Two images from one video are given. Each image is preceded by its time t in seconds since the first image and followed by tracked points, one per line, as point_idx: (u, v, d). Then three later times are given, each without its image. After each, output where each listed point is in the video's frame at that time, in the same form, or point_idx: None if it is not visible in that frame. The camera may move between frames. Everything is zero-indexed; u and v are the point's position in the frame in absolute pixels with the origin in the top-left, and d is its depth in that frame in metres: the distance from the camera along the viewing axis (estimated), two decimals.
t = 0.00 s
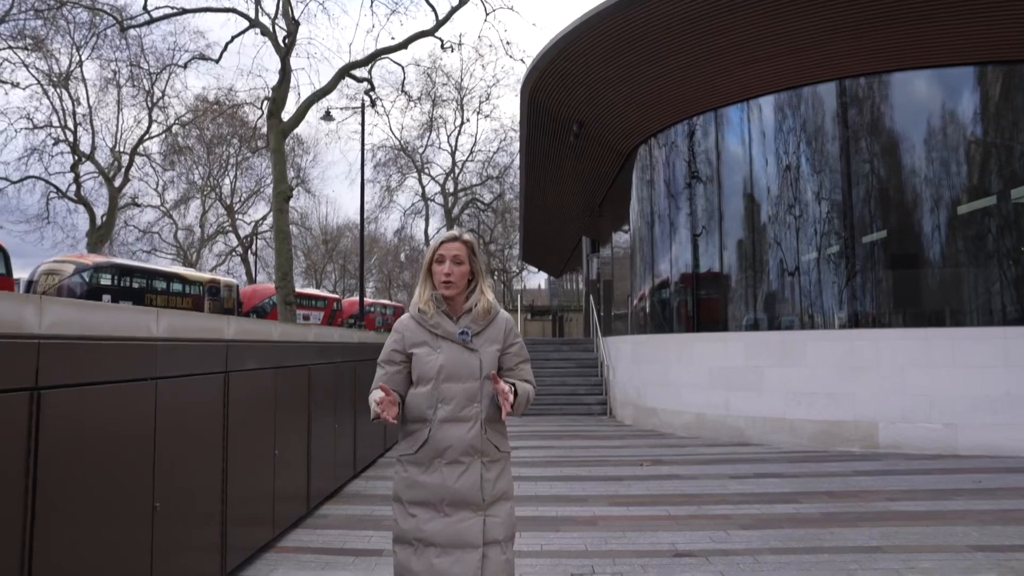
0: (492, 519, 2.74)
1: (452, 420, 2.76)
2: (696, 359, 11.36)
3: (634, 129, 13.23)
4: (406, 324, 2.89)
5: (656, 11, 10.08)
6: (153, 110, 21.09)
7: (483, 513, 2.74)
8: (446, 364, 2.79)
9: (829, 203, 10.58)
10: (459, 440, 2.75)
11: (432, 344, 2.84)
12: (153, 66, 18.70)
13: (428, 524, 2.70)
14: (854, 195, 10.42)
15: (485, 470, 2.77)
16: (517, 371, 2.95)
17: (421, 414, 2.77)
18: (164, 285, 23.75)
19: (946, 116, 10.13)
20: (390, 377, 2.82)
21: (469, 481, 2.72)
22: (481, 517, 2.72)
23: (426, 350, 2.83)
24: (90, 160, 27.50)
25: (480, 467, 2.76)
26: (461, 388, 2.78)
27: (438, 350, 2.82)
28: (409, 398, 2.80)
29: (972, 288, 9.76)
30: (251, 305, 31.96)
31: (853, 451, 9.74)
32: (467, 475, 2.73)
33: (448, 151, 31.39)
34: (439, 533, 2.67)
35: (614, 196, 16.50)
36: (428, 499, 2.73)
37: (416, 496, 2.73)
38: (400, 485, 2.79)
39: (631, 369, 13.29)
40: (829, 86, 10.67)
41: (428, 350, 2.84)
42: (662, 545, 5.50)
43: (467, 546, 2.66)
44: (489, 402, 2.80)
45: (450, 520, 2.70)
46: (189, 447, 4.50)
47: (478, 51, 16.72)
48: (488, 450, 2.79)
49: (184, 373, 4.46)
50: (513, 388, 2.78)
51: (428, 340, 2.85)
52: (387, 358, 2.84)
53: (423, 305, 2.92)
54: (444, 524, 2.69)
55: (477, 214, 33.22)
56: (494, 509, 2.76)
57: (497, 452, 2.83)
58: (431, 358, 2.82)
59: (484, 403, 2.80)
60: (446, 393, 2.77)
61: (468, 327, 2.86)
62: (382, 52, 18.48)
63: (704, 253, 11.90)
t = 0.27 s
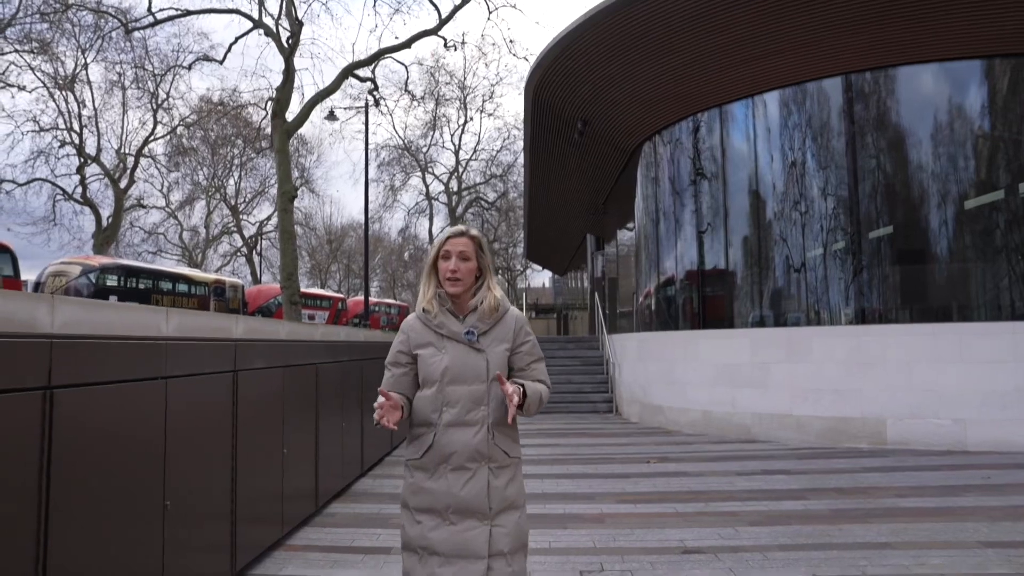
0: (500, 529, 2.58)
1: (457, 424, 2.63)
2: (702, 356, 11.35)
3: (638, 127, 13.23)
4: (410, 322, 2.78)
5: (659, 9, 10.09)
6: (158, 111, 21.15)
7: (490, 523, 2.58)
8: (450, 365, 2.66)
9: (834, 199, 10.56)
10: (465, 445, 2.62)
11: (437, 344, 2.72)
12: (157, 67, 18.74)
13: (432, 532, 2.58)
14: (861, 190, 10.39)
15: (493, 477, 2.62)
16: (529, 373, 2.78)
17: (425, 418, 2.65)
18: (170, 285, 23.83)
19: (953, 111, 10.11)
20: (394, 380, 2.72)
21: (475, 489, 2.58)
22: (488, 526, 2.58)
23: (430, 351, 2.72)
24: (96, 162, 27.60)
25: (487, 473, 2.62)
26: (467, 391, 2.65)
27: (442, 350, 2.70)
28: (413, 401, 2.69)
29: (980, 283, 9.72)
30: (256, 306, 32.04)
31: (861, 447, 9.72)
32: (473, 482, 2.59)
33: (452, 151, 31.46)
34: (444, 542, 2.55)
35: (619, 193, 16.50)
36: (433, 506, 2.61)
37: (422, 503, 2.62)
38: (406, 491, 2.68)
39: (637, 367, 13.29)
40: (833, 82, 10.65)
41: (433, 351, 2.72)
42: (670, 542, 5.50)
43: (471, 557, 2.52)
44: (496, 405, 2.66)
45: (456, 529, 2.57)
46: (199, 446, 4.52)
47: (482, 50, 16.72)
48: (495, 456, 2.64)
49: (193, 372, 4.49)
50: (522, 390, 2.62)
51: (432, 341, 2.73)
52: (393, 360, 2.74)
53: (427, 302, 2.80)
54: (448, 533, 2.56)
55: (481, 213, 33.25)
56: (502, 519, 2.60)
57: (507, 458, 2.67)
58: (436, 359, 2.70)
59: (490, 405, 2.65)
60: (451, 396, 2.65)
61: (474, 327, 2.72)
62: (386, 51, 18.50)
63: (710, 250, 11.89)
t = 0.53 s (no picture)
0: (501, 545, 2.49)
1: (460, 430, 2.55)
2: (704, 356, 11.35)
3: (641, 127, 13.24)
4: (419, 318, 2.72)
5: (662, 10, 10.11)
6: (161, 109, 21.18)
7: (491, 537, 2.49)
8: (455, 367, 2.58)
9: (837, 200, 10.56)
10: (467, 453, 2.53)
11: (442, 345, 2.64)
12: (160, 65, 18.75)
13: (431, 544, 2.51)
14: (864, 192, 10.39)
15: (496, 488, 2.53)
16: (538, 379, 2.69)
17: (427, 422, 2.58)
18: (172, 283, 23.86)
19: (955, 113, 10.10)
20: (399, 380, 2.67)
21: (476, 501, 2.50)
22: (488, 541, 2.48)
23: (437, 350, 2.65)
24: (98, 159, 27.63)
25: (490, 484, 2.53)
26: (471, 396, 2.57)
27: (447, 351, 2.63)
28: (416, 404, 2.62)
29: (983, 285, 9.71)
30: (259, 304, 32.08)
31: (863, 448, 9.72)
32: (474, 493, 2.51)
33: (455, 150, 31.47)
34: (443, 555, 2.47)
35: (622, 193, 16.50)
36: (432, 516, 2.53)
37: (422, 512, 2.55)
38: (407, 498, 2.62)
39: (639, 367, 13.29)
40: (836, 84, 10.65)
41: (438, 351, 2.65)
42: (672, 542, 5.50)
43: (471, 572, 2.44)
44: (502, 413, 2.56)
45: (455, 542, 2.48)
46: (202, 446, 4.51)
47: (485, 50, 16.73)
48: (499, 467, 2.55)
49: (198, 371, 4.51)
50: (529, 398, 2.52)
51: (438, 341, 2.66)
52: (397, 358, 2.70)
53: (437, 298, 2.73)
54: (448, 546, 2.48)
55: (483, 212, 33.25)
56: (504, 533, 2.51)
57: (512, 469, 2.58)
58: (441, 360, 2.62)
59: (495, 412, 2.57)
60: (456, 400, 2.57)
61: (482, 327, 2.63)
62: (389, 50, 18.51)
63: (712, 251, 11.88)
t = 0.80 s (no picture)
0: (506, 555, 2.31)
1: (465, 432, 2.39)
2: (705, 357, 11.35)
3: (643, 128, 13.25)
4: (423, 315, 2.55)
5: (663, 10, 10.14)
6: (162, 110, 21.24)
7: (496, 546, 2.32)
8: (461, 365, 2.42)
9: (838, 201, 10.57)
10: (472, 456, 2.36)
11: (447, 342, 2.48)
12: (161, 65, 18.80)
13: (430, 551, 2.33)
14: (865, 193, 10.40)
15: (502, 494, 2.36)
16: (551, 377, 2.52)
17: (430, 422, 2.42)
18: (173, 283, 23.89)
19: (956, 114, 10.11)
20: (401, 378, 2.50)
21: (480, 507, 2.32)
22: (493, 550, 2.31)
23: (441, 348, 2.48)
24: (100, 160, 27.69)
25: (496, 489, 2.36)
26: (477, 395, 2.40)
27: (452, 348, 2.46)
28: (419, 403, 2.46)
29: (983, 286, 9.73)
30: (260, 304, 32.13)
31: (864, 449, 9.73)
32: (479, 499, 2.34)
33: (456, 151, 31.54)
34: (443, 564, 2.30)
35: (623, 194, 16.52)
36: (433, 523, 2.36)
37: (422, 519, 2.38)
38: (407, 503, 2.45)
39: (640, 367, 13.32)
40: (837, 85, 10.67)
41: (443, 347, 2.48)
42: (674, 542, 5.51)
43: None
44: (511, 413, 2.39)
45: (457, 551, 2.31)
46: (203, 446, 4.50)
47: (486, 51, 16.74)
48: (507, 471, 2.37)
49: (201, 371, 4.52)
50: (541, 397, 2.34)
51: (443, 337, 2.50)
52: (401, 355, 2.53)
53: (443, 295, 2.56)
54: (449, 555, 2.31)
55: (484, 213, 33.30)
56: (510, 542, 2.33)
57: (521, 474, 2.40)
58: (446, 358, 2.45)
59: (503, 414, 2.39)
60: (461, 400, 2.40)
61: (490, 324, 2.46)
62: (390, 51, 18.56)
63: (713, 252, 11.89)
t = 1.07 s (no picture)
0: (513, 563, 2.30)
1: (471, 437, 2.37)
2: (708, 356, 11.35)
3: (644, 129, 13.26)
4: (427, 317, 2.53)
5: (664, 11, 10.15)
6: (164, 113, 21.24)
7: (502, 555, 2.31)
8: (467, 368, 2.41)
9: (840, 200, 10.57)
10: (478, 462, 2.35)
11: (453, 343, 2.47)
12: (162, 69, 18.78)
13: (434, 559, 2.32)
14: (867, 192, 10.40)
15: (509, 502, 2.35)
16: (559, 380, 2.52)
17: (435, 428, 2.41)
18: (175, 287, 23.90)
19: (958, 112, 10.11)
20: (405, 381, 2.49)
21: (486, 516, 2.31)
22: (499, 559, 2.30)
23: (446, 350, 2.46)
24: (101, 163, 27.67)
25: (503, 497, 2.35)
26: (484, 400, 2.39)
27: (459, 351, 2.45)
28: (424, 408, 2.46)
29: (987, 284, 9.72)
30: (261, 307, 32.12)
31: (868, 448, 9.73)
32: (486, 506, 2.33)
33: (457, 152, 31.53)
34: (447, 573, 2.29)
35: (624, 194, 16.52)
36: (438, 531, 2.36)
37: (425, 526, 2.37)
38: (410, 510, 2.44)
39: (643, 368, 13.32)
40: (838, 84, 10.68)
41: (448, 350, 2.47)
42: (679, 542, 5.52)
43: None
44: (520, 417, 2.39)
45: (462, 560, 2.30)
46: (211, 448, 4.54)
47: (487, 53, 16.76)
48: (514, 478, 2.36)
49: (209, 373, 4.54)
50: (551, 401, 2.34)
51: (448, 339, 2.48)
52: (403, 359, 2.52)
53: (447, 295, 2.54)
54: (454, 563, 2.30)
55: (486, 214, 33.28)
56: (516, 551, 2.32)
57: (528, 480, 2.39)
58: (451, 361, 2.44)
59: (511, 418, 2.39)
60: (467, 404, 2.39)
61: (497, 324, 2.45)
62: (391, 53, 18.55)
63: (715, 252, 11.90)
